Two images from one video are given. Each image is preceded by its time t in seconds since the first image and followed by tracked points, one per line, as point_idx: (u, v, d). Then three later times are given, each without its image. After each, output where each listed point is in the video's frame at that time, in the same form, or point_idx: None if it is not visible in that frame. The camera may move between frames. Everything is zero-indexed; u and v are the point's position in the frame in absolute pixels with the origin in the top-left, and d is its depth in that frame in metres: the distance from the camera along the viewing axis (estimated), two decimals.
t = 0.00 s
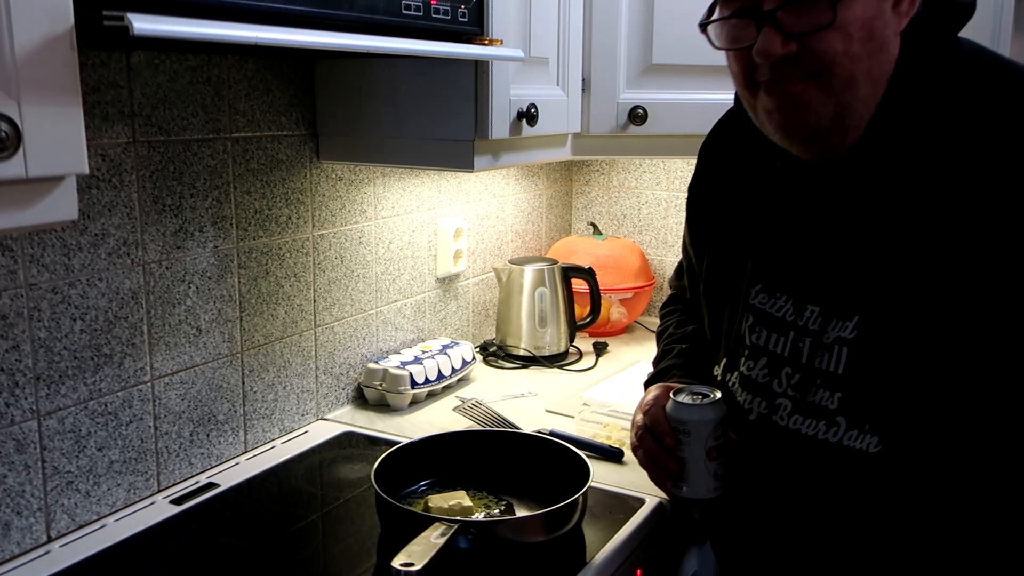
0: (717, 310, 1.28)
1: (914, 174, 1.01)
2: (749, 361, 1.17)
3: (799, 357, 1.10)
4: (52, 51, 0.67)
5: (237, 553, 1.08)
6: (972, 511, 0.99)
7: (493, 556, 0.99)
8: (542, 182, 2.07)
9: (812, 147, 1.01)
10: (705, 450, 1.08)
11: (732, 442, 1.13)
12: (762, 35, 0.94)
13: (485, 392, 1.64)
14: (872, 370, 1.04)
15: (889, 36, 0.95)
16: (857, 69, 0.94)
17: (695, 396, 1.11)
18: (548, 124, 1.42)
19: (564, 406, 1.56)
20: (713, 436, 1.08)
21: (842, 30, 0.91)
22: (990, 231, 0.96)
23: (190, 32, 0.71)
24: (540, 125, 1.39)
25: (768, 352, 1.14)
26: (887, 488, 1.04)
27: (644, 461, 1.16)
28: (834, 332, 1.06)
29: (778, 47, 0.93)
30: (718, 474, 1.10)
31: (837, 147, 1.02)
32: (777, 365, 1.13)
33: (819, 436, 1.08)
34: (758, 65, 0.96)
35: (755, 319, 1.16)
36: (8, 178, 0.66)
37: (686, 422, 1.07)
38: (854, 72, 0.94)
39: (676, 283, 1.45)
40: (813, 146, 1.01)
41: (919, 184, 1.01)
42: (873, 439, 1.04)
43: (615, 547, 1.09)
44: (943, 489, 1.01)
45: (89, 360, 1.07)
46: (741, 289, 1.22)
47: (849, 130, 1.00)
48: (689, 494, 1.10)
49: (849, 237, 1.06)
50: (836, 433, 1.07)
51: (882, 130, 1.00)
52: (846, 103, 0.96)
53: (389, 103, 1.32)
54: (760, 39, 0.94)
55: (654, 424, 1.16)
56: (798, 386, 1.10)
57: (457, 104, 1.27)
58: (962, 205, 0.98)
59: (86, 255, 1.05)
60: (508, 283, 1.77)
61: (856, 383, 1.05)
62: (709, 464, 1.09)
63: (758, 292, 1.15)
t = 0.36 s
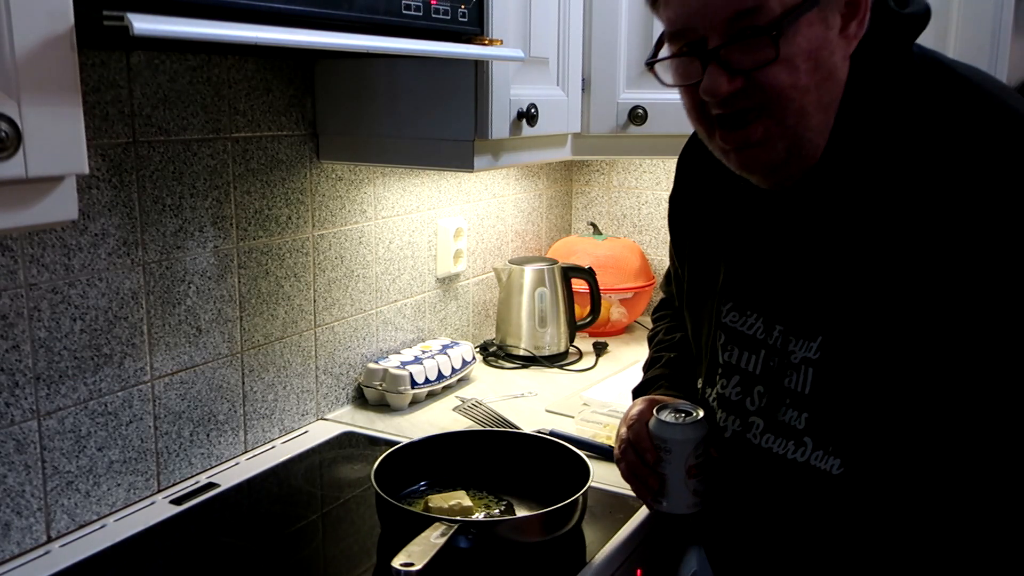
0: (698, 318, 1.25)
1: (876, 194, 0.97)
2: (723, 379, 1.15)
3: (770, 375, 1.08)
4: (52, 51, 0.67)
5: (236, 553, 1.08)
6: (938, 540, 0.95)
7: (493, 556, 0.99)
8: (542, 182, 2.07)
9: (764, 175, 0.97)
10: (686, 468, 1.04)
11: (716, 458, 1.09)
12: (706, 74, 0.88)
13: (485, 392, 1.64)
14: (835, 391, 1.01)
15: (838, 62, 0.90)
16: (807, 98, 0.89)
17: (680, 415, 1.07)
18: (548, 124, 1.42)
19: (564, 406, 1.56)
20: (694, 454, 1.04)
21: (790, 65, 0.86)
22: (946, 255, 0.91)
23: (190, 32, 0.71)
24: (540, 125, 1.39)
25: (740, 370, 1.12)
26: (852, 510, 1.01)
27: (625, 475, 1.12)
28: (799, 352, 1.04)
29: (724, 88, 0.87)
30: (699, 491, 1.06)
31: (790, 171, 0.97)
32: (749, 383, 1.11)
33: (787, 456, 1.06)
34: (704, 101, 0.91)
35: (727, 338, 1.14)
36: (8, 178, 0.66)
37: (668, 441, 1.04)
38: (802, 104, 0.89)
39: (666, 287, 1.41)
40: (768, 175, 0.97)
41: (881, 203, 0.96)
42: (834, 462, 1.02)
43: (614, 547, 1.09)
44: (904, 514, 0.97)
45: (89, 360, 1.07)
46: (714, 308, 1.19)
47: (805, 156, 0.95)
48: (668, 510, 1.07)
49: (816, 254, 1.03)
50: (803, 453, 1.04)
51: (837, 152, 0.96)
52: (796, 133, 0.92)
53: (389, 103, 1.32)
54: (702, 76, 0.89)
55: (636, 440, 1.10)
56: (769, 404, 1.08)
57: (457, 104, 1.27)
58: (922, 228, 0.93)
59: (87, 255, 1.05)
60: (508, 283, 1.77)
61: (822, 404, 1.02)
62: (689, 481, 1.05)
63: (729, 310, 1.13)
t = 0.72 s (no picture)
0: (686, 335, 1.22)
1: (851, 208, 0.94)
2: (711, 400, 1.12)
3: (756, 395, 1.05)
4: (53, 51, 0.67)
5: (236, 553, 1.08)
6: (927, 550, 0.94)
7: (493, 555, 0.99)
8: (542, 182, 2.07)
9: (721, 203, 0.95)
10: (678, 490, 1.03)
11: (710, 480, 1.08)
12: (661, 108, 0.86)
13: (485, 392, 1.64)
14: (820, 412, 0.99)
15: (793, 88, 0.88)
16: (762, 126, 0.87)
17: (670, 438, 1.06)
18: (548, 124, 1.42)
19: (564, 406, 1.56)
20: (686, 477, 1.03)
21: (743, 96, 0.84)
22: (925, 274, 0.88)
23: (190, 32, 0.71)
24: (540, 125, 1.39)
25: (727, 390, 1.09)
26: (841, 520, 1.00)
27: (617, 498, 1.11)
28: (782, 372, 1.02)
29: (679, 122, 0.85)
30: (691, 513, 1.05)
31: (748, 198, 0.95)
32: (735, 403, 1.08)
33: (776, 475, 1.04)
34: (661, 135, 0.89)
35: (710, 359, 1.11)
36: (8, 178, 0.66)
37: (659, 464, 1.02)
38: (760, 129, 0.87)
39: (656, 303, 1.39)
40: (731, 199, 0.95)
41: (857, 219, 0.93)
42: (820, 481, 1.01)
43: (614, 548, 1.09)
44: (895, 522, 0.96)
45: (89, 359, 1.07)
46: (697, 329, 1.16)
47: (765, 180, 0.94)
48: (662, 532, 1.05)
49: (795, 271, 1.00)
50: (791, 472, 1.03)
51: (801, 171, 0.94)
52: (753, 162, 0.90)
53: (390, 103, 1.32)
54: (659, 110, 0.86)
55: (629, 464, 1.09)
56: (756, 424, 1.06)
57: (457, 104, 1.27)
58: (901, 244, 0.90)
59: (87, 255, 1.05)
60: (508, 283, 1.77)
61: (807, 424, 1.01)
62: (681, 504, 1.04)
63: (711, 330, 1.10)
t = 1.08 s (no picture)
0: (687, 334, 1.21)
1: (847, 210, 0.94)
2: (710, 400, 1.12)
3: (756, 396, 1.05)
4: (53, 51, 0.67)
5: (236, 552, 1.08)
6: (925, 552, 0.93)
7: (493, 556, 0.99)
8: (542, 182, 2.07)
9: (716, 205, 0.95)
10: (681, 489, 1.03)
11: (710, 477, 1.09)
12: (655, 110, 0.86)
13: (485, 392, 1.64)
14: (819, 413, 0.99)
15: (788, 92, 0.88)
16: (755, 130, 0.88)
17: (671, 437, 1.06)
18: (548, 124, 1.42)
19: (564, 406, 1.56)
20: (688, 476, 1.03)
21: (736, 100, 0.84)
22: (917, 276, 0.88)
23: (190, 32, 0.71)
24: (540, 125, 1.39)
25: (726, 391, 1.09)
26: (841, 520, 1.00)
27: (619, 497, 1.11)
28: (780, 373, 1.02)
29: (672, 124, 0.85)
30: (695, 511, 1.05)
31: (744, 199, 0.95)
32: (735, 403, 1.09)
33: (775, 475, 1.05)
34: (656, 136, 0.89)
35: (710, 359, 1.11)
36: (8, 178, 0.66)
37: (661, 463, 1.03)
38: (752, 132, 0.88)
39: (657, 303, 1.38)
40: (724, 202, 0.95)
41: (852, 221, 0.93)
42: (818, 481, 1.01)
43: (614, 548, 1.09)
44: (894, 523, 0.96)
45: (89, 360, 1.07)
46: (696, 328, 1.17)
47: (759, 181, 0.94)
48: (665, 530, 1.05)
49: (794, 271, 1.00)
50: (790, 472, 1.03)
51: (800, 172, 0.94)
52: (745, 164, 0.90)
53: (390, 103, 1.32)
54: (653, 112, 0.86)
55: (631, 465, 1.10)
56: (756, 424, 1.06)
57: (457, 104, 1.27)
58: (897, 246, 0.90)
59: (86, 255, 1.05)
60: (508, 283, 1.77)
61: (806, 425, 1.01)
62: (684, 502, 1.04)
63: (710, 330, 1.11)
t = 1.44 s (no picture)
0: (689, 333, 1.21)
1: (847, 209, 0.94)
2: (711, 400, 1.13)
3: (756, 396, 1.06)
4: (53, 50, 0.67)
5: (236, 552, 1.08)
6: (924, 553, 0.93)
7: (493, 556, 0.99)
8: (542, 182, 2.07)
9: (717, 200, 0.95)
10: (681, 488, 1.03)
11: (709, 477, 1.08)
12: (654, 100, 0.86)
13: (485, 392, 1.64)
14: (818, 414, 1.00)
15: (789, 88, 0.88)
16: (755, 126, 0.87)
17: (672, 436, 1.06)
18: (548, 124, 1.42)
19: (564, 406, 1.56)
20: (688, 474, 1.03)
21: (736, 94, 0.84)
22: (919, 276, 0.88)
23: (190, 32, 0.71)
24: (540, 125, 1.40)
25: (728, 391, 1.10)
26: (841, 519, 1.00)
27: (620, 496, 1.11)
28: (780, 374, 1.03)
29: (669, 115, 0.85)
30: (694, 510, 1.04)
31: (746, 195, 0.95)
32: (736, 403, 1.09)
33: (775, 477, 1.05)
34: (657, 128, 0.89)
35: (712, 358, 1.11)
36: (8, 178, 0.66)
37: (661, 461, 1.02)
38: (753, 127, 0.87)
39: (663, 302, 1.38)
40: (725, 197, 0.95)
41: (852, 220, 0.93)
42: (818, 484, 1.01)
43: (614, 548, 1.09)
44: (894, 524, 0.95)
45: (89, 360, 1.07)
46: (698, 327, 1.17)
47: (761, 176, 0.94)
48: (664, 529, 1.05)
49: (795, 269, 1.00)
50: (790, 474, 1.04)
51: (801, 169, 0.94)
52: (745, 159, 0.90)
53: (390, 103, 1.32)
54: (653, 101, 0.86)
55: (632, 462, 1.09)
56: (756, 425, 1.07)
57: (457, 104, 1.27)
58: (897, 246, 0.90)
59: (86, 255, 1.05)
60: (508, 283, 1.77)
61: (806, 426, 1.01)
62: (684, 501, 1.03)
63: (712, 329, 1.11)
